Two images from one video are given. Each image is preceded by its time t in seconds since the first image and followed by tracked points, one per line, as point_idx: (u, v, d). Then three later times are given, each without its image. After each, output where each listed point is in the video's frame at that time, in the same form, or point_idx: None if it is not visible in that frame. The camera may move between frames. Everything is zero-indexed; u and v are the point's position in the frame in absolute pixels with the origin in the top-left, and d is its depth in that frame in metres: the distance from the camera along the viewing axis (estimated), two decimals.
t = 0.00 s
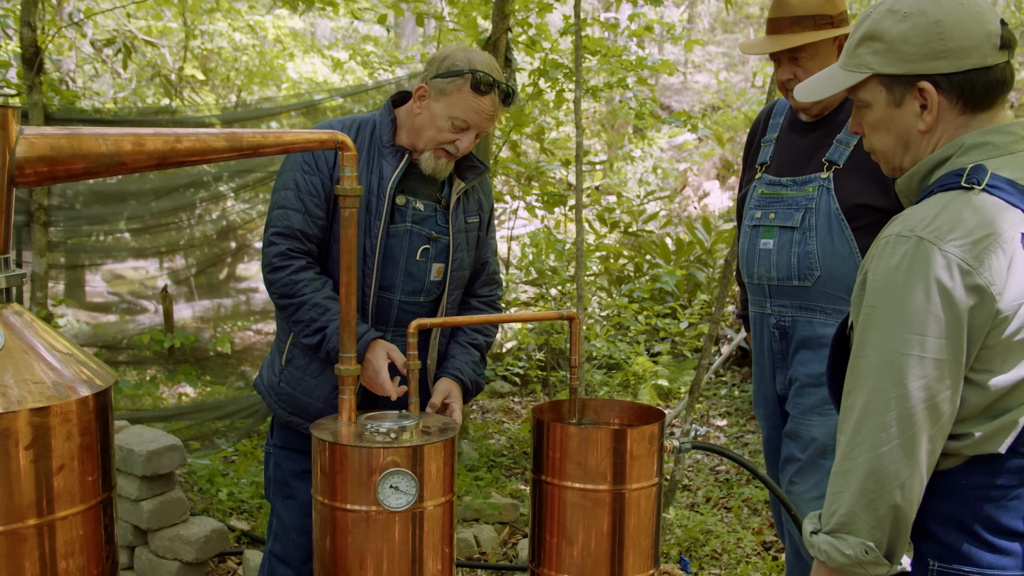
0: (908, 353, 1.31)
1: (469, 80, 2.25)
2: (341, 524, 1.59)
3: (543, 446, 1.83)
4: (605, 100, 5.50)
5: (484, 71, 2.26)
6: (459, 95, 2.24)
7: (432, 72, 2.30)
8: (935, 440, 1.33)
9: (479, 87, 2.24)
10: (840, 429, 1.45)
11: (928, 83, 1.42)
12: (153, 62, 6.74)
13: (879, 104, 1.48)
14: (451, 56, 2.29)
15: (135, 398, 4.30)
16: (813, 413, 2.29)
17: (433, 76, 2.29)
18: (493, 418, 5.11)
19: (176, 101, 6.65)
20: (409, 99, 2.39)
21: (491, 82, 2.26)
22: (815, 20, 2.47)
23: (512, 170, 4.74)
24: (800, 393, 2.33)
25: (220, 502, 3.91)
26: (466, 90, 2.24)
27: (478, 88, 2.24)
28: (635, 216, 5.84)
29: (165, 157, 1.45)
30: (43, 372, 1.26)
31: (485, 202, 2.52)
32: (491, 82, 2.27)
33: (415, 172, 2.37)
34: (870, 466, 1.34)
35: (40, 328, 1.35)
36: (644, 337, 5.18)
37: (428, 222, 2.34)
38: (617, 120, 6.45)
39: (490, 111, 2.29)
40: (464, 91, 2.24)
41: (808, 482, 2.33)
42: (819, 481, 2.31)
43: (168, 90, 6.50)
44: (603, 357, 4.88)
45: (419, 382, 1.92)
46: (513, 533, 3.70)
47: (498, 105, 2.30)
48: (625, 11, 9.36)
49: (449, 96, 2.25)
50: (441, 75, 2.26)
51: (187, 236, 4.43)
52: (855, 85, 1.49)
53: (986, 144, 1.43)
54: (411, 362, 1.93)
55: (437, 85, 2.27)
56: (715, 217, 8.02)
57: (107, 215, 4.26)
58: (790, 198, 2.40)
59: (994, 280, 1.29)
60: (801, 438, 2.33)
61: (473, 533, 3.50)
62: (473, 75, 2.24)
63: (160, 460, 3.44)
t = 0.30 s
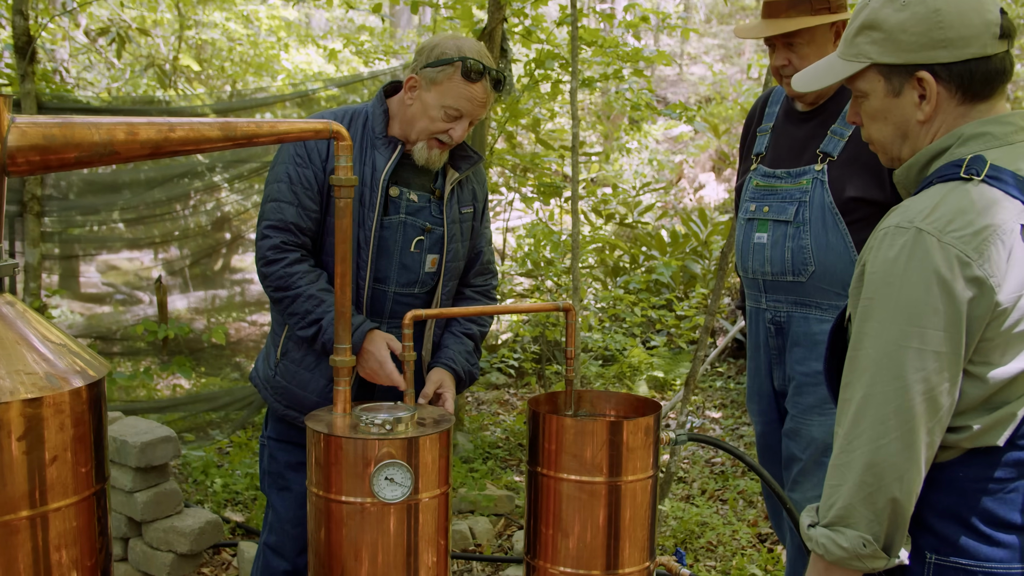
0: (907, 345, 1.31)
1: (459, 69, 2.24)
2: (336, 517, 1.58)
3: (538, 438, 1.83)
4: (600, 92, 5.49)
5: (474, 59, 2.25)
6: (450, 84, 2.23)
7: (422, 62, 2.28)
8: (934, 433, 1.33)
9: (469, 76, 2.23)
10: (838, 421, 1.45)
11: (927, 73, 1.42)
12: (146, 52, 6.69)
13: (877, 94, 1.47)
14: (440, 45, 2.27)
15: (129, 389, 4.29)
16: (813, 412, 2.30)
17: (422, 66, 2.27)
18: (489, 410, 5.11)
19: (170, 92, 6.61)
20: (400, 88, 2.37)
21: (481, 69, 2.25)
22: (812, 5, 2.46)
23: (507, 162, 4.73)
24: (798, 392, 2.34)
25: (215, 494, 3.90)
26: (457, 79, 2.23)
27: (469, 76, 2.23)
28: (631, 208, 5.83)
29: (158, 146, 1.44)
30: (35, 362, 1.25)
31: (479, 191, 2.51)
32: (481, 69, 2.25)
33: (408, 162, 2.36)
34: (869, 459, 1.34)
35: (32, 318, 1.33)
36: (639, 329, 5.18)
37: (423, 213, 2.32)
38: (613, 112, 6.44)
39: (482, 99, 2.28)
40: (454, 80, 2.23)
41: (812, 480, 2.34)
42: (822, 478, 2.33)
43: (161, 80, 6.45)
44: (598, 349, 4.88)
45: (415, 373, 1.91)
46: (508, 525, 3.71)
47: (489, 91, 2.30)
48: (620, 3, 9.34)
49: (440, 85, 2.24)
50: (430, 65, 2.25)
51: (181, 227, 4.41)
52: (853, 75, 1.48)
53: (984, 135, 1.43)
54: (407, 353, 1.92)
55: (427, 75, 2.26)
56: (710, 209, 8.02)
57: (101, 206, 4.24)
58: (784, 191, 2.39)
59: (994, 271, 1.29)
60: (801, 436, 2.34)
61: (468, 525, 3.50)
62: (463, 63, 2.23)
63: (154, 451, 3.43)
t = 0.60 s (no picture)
0: (909, 342, 1.30)
1: (448, 49, 2.23)
2: (335, 513, 1.58)
3: (538, 434, 1.83)
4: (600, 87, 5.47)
5: (459, 34, 2.24)
6: (442, 66, 2.22)
7: (408, 53, 2.28)
8: (936, 430, 1.33)
9: (458, 52, 2.22)
10: (840, 418, 1.44)
11: (929, 68, 1.41)
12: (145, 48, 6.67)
13: (879, 89, 1.46)
14: (422, 32, 2.26)
15: (128, 385, 4.28)
16: (823, 416, 2.30)
17: (411, 57, 2.26)
18: (488, 407, 5.11)
19: (169, 87, 6.59)
20: (392, 83, 2.37)
21: (468, 43, 2.24)
22: (813, 5, 2.46)
23: (506, 157, 4.72)
24: (807, 396, 2.34)
25: (213, 490, 3.90)
26: (448, 59, 2.22)
27: (458, 52, 2.22)
28: (631, 204, 5.82)
29: (157, 141, 1.43)
30: (34, 358, 1.25)
31: (477, 186, 2.50)
32: (468, 43, 2.24)
33: (404, 156, 2.36)
34: (871, 455, 1.34)
35: (31, 313, 1.33)
36: (639, 325, 5.17)
37: (419, 208, 2.32)
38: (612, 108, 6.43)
39: (476, 73, 2.26)
40: (445, 61, 2.22)
41: (819, 482, 2.34)
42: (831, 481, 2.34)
43: (160, 75, 6.43)
44: (597, 345, 4.88)
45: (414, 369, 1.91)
46: (507, 522, 3.71)
47: (481, 65, 2.29)
48: None
49: (433, 70, 2.22)
50: (418, 53, 2.24)
51: (180, 222, 4.40)
52: (855, 71, 1.48)
53: (987, 131, 1.42)
54: (405, 349, 1.91)
55: (417, 63, 2.25)
56: (710, 205, 8.01)
57: (99, 201, 4.23)
58: (788, 193, 2.38)
59: (997, 268, 1.28)
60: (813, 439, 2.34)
61: (467, 521, 3.50)
62: (450, 42, 2.22)
63: (153, 447, 3.43)
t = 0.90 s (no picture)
0: (905, 350, 1.31)
1: (447, 63, 2.24)
2: (333, 522, 1.58)
3: (536, 443, 1.83)
4: (597, 96, 5.49)
5: (460, 50, 2.25)
6: (440, 80, 2.23)
7: (408, 63, 2.29)
8: (933, 439, 1.33)
9: (457, 67, 2.24)
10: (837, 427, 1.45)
11: (924, 78, 1.42)
12: (144, 57, 6.69)
13: (875, 99, 1.47)
14: (423, 44, 2.28)
15: (126, 394, 4.28)
16: (825, 422, 2.31)
17: (410, 67, 2.28)
18: (486, 416, 5.11)
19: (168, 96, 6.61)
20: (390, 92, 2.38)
21: (468, 59, 2.25)
22: (825, 15, 2.47)
23: (504, 166, 4.73)
24: (810, 403, 2.35)
25: (211, 500, 3.89)
26: (446, 73, 2.23)
27: (457, 68, 2.23)
28: (628, 213, 5.83)
29: (156, 151, 1.44)
30: (32, 368, 1.25)
31: (473, 196, 2.51)
32: (468, 60, 2.26)
33: (399, 166, 2.37)
34: (867, 464, 1.34)
35: (29, 323, 1.33)
36: (636, 334, 5.17)
37: (413, 217, 2.32)
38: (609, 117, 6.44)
39: (473, 90, 2.28)
40: (444, 75, 2.23)
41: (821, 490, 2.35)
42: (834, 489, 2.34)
43: (159, 85, 6.45)
44: (595, 354, 4.88)
45: (411, 378, 1.91)
46: (506, 531, 3.70)
47: (479, 82, 2.30)
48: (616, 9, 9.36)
49: (431, 83, 2.24)
50: (418, 64, 2.25)
51: (178, 231, 4.40)
52: (851, 80, 1.49)
53: (982, 140, 1.43)
54: (403, 358, 1.92)
55: (416, 75, 2.26)
56: (708, 214, 8.02)
57: (98, 210, 4.23)
58: (792, 201, 2.39)
59: (992, 277, 1.29)
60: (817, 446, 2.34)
61: (465, 531, 3.49)
62: (449, 57, 2.23)
63: (151, 457, 3.42)
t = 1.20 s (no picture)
0: (902, 354, 1.32)
1: (462, 85, 2.25)
2: (331, 526, 1.59)
3: (534, 446, 1.83)
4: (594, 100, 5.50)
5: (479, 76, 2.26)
6: (452, 99, 2.24)
7: (424, 73, 2.29)
8: (929, 442, 1.33)
9: (473, 92, 2.25)
10: (834, 430, 1.45)
11: (921, 82, 1.43)
12: (143, 62, 6.69)
13: (872, 103, 1.48)
14: (442, 58, 2.28)
15: (124, 398, 4.28)
16: (823, 420, 2.31)
17: (425, 78, 2.28)
18: (484, 419, 5.11)
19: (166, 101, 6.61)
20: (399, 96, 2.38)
21: (484, 86, 2.26)
22: (835, 23, 2.48)
23: (502, 169, 4.75)
24: (808, 400, 2.35)
25: (210, 503, 3.89)
26: (459, 94, 2.24)
27: (473, 93, 2.24)
28: (627, 216, 5.84)
29: (155, 155, 1.45)
30: (31, 371, 1.25)
31: (471, 202, 2.52)
32: (485, 86, 2.27)
33: (399, 171, 2.37)
34: (865, 467, 1.35)
35: (28, 327, 1.34)
36: (635, 337, 5.18)
37: (413, 221, 2.33)
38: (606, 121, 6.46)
39: (482, 115, 2.29)
40: (457, 96, 2.24)
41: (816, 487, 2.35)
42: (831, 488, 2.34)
43: (158, 90, 6.46)
44: (593, 357, 4.89)
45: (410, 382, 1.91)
46: (504, 534, 3.70)
47: (489, 107, 2.31)
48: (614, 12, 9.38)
49: (442, 99, 2.25)
50: (433, 78, 2.26)
51: (177, 235, 4.41)
52: (848, 85, 1.50)
53: (979, 144, 1.44)
54: (402, 362, 1.92)
55: (429, 87, 2.27)
56: (706, 217, 8.04)
57: (97, 214, 4.24)
58: (797, 204, 2.40)
59: (988, 280, 1.30)
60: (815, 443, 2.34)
61: (464, 534, 3.49)
62: (467, 79, 2.24)
63: (150, 460, 3.42)
